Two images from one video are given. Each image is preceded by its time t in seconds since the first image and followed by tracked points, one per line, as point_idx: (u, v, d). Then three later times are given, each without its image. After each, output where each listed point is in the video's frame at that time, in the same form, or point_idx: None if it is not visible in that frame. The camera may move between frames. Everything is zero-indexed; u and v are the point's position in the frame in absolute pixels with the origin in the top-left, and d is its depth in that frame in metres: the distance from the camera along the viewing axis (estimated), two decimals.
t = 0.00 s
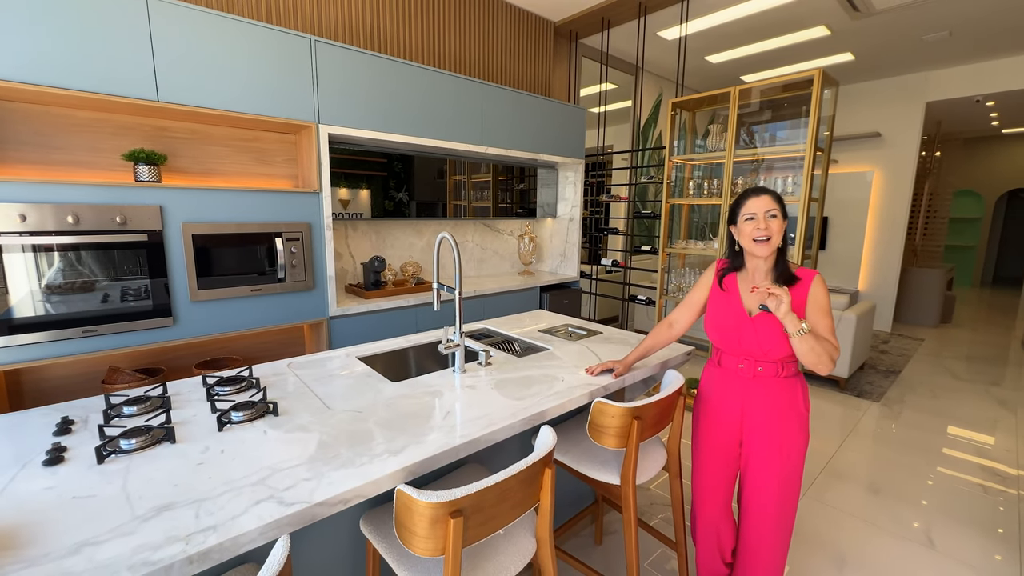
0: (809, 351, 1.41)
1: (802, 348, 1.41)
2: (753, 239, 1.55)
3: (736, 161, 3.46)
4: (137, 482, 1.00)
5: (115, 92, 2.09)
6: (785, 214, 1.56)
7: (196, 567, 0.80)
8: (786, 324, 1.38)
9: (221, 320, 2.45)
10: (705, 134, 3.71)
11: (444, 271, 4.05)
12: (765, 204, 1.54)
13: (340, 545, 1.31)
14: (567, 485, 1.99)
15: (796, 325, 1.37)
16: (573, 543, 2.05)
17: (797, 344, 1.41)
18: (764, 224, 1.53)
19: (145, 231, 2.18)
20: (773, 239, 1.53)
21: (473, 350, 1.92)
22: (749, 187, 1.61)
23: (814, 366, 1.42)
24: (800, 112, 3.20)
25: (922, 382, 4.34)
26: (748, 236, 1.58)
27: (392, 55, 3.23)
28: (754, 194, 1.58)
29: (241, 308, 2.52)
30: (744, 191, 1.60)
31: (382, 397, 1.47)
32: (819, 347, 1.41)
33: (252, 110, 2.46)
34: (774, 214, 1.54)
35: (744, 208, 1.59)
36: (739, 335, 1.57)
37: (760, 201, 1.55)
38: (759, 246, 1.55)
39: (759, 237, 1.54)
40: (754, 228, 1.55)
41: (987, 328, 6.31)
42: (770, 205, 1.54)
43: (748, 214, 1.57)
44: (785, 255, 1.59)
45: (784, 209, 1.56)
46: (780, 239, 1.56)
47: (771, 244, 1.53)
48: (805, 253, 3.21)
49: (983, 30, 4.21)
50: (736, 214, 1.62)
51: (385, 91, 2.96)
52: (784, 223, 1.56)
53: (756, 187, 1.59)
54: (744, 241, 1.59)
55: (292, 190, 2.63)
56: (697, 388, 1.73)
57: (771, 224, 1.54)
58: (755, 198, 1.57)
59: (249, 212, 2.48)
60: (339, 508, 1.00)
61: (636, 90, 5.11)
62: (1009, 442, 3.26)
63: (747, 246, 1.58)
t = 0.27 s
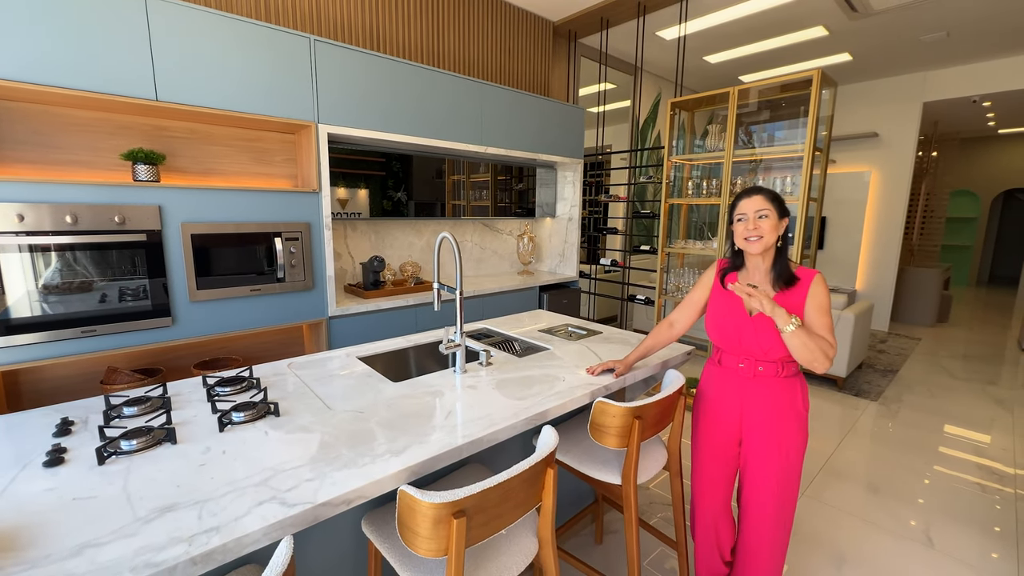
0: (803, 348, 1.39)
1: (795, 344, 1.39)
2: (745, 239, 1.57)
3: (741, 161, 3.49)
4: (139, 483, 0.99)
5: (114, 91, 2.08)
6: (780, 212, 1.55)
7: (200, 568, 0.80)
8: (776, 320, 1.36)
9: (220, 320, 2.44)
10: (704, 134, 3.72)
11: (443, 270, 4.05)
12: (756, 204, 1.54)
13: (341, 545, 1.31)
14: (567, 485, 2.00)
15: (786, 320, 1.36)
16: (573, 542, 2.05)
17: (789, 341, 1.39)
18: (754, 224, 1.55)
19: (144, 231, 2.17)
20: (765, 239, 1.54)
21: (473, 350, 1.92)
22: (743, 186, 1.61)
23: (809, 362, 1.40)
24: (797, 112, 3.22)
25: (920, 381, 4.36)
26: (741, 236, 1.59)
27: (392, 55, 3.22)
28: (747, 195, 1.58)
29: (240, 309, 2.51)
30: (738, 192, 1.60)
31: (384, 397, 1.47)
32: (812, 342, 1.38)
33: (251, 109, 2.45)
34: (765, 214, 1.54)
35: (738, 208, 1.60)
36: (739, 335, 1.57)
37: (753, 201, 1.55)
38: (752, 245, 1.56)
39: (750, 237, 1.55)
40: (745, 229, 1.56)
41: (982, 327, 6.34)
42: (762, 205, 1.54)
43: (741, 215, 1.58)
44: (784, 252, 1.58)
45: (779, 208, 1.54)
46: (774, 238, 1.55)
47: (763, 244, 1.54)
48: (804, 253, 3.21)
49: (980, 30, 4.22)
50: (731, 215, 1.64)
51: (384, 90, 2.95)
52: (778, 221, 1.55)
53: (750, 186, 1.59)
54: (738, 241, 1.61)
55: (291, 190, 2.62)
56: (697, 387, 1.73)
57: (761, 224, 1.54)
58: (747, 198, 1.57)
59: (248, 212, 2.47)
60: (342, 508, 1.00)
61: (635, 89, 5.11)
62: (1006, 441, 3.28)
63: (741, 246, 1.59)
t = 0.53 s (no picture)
0: (826, 348, 1.36)
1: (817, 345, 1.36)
2: (748, 239, 1.55)
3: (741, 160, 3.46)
4: (135, 492, 0.96)
5: (111, 89, 2.04)
6: (784, 209, 1.52)
7: None
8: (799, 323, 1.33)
9: (218, 321, 2.41)
10: (706, 134, 3.69)
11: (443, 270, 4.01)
12: (759, 203, 1.52)
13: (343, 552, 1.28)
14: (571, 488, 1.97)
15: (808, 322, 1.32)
16: (577, 546, 2.02)
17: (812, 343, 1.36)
18: (757, 224, 1.52)
19: (141, 230, 2.14)
20: (768, 238, 1.51)
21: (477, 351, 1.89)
22: (744, 185, 1.59)
23: (831, 364, 1.36)
24: (799, 112, 3.20)
25: (922, 381, 4.35)
26: (744, 235, 1.57)
27: (392, 52, 3.19)
28: (749, 193, 1.56)
29: (239, 309, 2.47)
30: (739, 191, 1.58)
31: (387, 400, 1.44)
32: (835, 343, 1.36)
33: (250, 107, 2.42)
34: (768, 212, 1.52)
35: (740, 207, 1.58)
36: (745, 335, 1.55)
37: (755, 200, 1.53)
38: (756, 245, 1.53)
39: (754, 237, 1.53)
40: (748, 228, 1.54)
41: (982, 327, 6.34)
42: (765, 203, 1.52)
43: (743, 214, 1.56)
44: (789, 251, 1.55)
45: (782, 206, 1.52)
46: (778, 236, 1.53)
47: (768, 243, 1.52)
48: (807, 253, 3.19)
49: (983, 30, 4.21)
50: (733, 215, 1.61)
51: (384, 89, 2.92)
52: (781, 219, 1.53)
53: (751, 184, 1.57)
54: (740, 240, 1.58)
55: (291, 189, 2.59)
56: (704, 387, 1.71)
57: (765, 223, 1.52)
58: (749, 197, 1.55)
59: (247, 211, 2.44)
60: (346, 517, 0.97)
61: (636, 88, 5.09)
62: (1010, 442, 3.26)
63: (745, 246, 1.57)
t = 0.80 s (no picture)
0: (864, 352, 1.37)
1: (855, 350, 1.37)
2: (758, 241, 1.51)
3: (744, 160, 3.43)
4: (134, 500, 0.92)
5: (108, 85, 2.00)
6: (791, 211, 1.51)
7: None
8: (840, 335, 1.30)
9: (217, 322, 2.37)
10: (709, 133, 3.66)
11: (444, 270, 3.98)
12: (767, 204, 1.50)
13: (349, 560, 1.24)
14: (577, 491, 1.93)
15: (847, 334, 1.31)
16: (583, 550, 1.99)
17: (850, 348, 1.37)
18: (768, 225, 1.49)
19: (138, 229, 2.10)
20: (779, 239, 1.48)
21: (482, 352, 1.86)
22: (749, 187, 1.57)
23: (867, 367, 1.39)
24: (801, 111, 3.18)
25: (925, 382, 4.33)
26: (753, 238, 1.53)
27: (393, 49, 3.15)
28: (756, 195, 1.53)
29: (239, 310, 2.43)
30: (745, 193, 1.56)
31: (392, 403, 1.41)
32: (872, 344, 1.37)
33: (250, 104, 2.38)
34: (778, 214, 1.50)
35: (747, 210, 1.55)
36: (754, 336, 1.52)
37: (763, 202, 1.51)
38: (765, 247, 1.50)
39: (764, 239, 1.50)
40: (759, 230, 1.51)
41: (983, 327, 6.33)
42: (773, 205, 1.50)
43: (752, 216, 1.53)
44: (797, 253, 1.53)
45: (789, 207, 1.51)
46: (788, 238, 1.50)
47: (779, 245, 1.49)
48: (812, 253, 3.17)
49: (986, 29, 4.19)
50: (739, 217, 1.58)
51: (386, 86, 2.88)
52: (790, 221, 1.51)
53: (757, 186, 1.55)
54: (749, 243, 1.54)
55: (291, 188, 2.55)
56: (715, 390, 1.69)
57: (775, 225, 1.49)
58: (756, 198, 1.53)
59: (247, 210, 2.40)
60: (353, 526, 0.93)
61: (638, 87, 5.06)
62: (1016, 442, 3.24)
63: (753, 248, 1.53)
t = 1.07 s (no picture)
0: (869, 357, 1.38)
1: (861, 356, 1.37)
2: (773, 243, 1.49)
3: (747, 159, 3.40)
4: (135, 507, 0.90)
5: (107, 83, 1.98)
6: (806, 212, 1.49)
7: None
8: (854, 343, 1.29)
9: (217, 323, 2.34)
10: (711, 132, 3.64)
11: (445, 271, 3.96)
12: (782, 205, 1.48)
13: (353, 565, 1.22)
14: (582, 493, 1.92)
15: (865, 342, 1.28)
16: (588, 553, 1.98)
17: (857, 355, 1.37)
18: (784, 226, 1.48)
19: (138, 230, 2.07)
20: (794, 241, 1.46)
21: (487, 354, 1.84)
22: (762, 188, 1.55)
23: (871, 371, 1.40)
24: (802, 110, 3.18)
25: (927, 382, 4.32)
26: (768, 240, 1.51)
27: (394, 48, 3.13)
28: (771, 196, 1.51)
29: (238, 311, 2.41)
30: (760, 193, 1.54)
31: (397, 405, 1.38)
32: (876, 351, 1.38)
33: (250, 103, 2.35)
34: (794, 215, 1.48)
35: (761, 211, 1.53)
36: (768, 339, 1.50)
37: (778, 202, 1.49)
38: (781, 249, 1.48)
39: (779, 241, 1.48)
40: (774, 232, 1.49)
41: (983, 326, 6.34)
42: (789, 206, 1.48)
43: (766, 217, 1.51)
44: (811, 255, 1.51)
45: (804, 208, 1.49)
46: (803, 240, 1.49)
47: (794, 246, 1.47)
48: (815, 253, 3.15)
49: (987, 29, 4.19)
50: (753, 219, 1.56)
51: (387, 85, 2.86)
52: (805, 223, 1.50)
53: (772, 187, 1.53)
54: (764, 245, 1.52)
55: (292, 187, 2.53)
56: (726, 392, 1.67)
57: (791, 226, 1.48)
58: (771, 199, 1.51)
59: (247, 210, 2.38)
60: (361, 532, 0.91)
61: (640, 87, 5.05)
62: (1020, 442, 3.23)
63: (768, 250, 1.51)
